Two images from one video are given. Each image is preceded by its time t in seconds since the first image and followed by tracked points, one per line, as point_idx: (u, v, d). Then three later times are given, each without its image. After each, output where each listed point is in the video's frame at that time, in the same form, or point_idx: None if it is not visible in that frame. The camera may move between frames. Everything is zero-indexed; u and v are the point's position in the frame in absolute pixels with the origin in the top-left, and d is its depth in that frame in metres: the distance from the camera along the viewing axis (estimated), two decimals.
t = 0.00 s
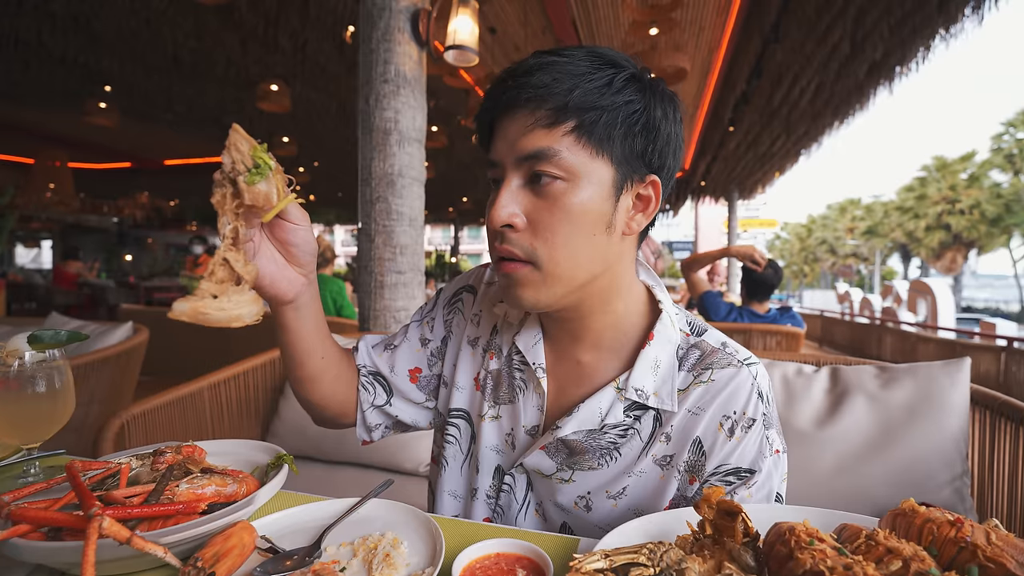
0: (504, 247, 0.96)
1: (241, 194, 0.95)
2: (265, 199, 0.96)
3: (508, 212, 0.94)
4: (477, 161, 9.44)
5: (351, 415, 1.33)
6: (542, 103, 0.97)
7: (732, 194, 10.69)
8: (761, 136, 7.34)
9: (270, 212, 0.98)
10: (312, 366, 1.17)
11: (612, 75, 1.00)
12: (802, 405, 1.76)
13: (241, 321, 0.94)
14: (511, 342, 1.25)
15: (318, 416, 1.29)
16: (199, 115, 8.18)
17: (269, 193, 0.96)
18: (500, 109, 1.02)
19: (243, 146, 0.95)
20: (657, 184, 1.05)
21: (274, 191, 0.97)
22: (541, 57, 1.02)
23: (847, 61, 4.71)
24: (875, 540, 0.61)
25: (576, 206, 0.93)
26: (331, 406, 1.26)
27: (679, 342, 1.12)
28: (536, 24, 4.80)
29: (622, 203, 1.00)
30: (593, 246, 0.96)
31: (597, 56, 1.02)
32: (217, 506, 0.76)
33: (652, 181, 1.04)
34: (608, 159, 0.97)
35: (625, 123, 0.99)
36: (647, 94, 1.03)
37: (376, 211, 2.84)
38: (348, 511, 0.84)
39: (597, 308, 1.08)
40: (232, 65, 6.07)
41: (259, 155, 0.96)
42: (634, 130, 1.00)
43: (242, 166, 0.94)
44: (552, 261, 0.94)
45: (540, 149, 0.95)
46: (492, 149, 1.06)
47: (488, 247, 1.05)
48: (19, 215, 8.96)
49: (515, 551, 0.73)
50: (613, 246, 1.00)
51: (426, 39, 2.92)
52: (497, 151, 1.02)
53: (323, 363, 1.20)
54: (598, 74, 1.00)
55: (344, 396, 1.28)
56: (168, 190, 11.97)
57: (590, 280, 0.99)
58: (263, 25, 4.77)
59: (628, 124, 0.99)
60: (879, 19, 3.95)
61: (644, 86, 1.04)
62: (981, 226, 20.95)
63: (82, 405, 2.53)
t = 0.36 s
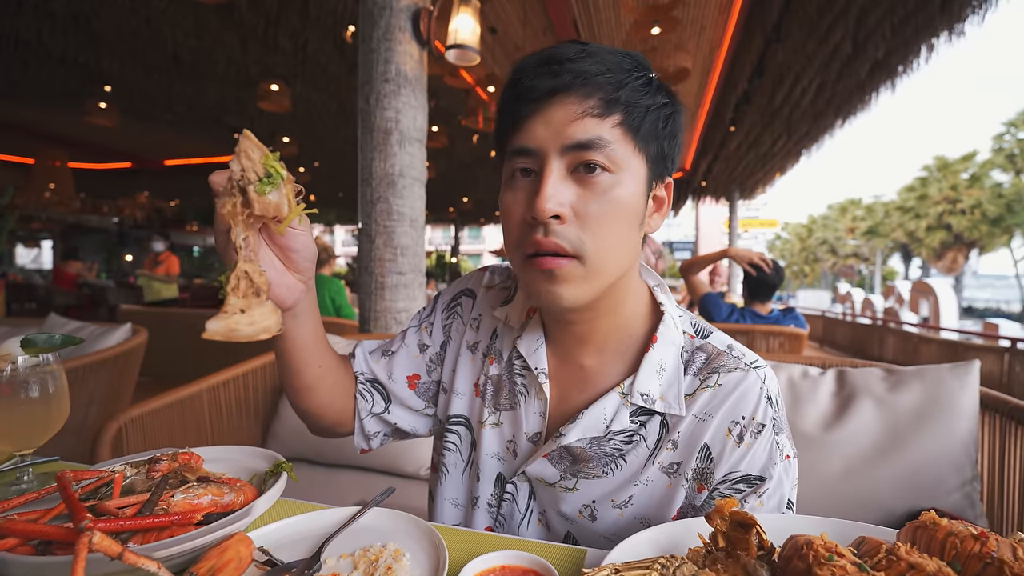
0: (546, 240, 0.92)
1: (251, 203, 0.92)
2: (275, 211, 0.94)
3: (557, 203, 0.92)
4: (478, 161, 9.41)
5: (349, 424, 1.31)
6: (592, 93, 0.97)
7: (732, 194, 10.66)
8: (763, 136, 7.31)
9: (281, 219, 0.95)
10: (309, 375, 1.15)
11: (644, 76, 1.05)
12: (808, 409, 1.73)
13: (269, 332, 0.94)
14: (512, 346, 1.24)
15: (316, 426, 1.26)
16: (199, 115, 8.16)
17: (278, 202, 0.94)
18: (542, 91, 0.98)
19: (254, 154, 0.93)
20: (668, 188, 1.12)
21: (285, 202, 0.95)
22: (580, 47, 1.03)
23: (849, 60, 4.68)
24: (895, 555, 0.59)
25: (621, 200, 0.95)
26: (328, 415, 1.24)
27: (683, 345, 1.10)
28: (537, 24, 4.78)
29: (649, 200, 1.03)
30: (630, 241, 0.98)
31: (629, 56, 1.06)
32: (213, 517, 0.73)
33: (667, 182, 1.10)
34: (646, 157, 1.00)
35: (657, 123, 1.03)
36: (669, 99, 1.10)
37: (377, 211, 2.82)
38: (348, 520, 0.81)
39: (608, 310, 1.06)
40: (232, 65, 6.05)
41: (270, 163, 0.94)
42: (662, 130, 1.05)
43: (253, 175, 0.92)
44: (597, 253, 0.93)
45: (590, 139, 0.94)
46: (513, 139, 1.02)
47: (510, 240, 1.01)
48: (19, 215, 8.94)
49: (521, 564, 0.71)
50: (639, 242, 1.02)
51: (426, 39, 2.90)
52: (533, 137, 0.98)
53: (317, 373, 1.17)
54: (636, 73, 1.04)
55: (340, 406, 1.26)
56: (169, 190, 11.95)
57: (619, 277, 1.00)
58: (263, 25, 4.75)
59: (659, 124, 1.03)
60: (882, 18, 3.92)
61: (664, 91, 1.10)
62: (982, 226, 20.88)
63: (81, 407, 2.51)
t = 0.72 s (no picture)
0: (565, 241, 0.92)
1: (259, 217, 0.93)
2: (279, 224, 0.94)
3: (577, 203, 0.92)
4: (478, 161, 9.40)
5: (349, 432, 1.29)
6: (612, 92, 0.96)
7: (733, 194, 10.65)
8: (763, 136, 7.30)
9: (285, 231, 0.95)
10: (308, 383, 1.14)
11: (657, 79, 1.05)
12: (811, 411, 1.71)
13: (256, 350, 0.92)
14: (511, 350, 1.23)
15: (315, 434, 1.25)
16: (199, 116, 8.15)
17: (284, 216, 0.95)
18: (562, 87, 0.96)
19: (260, 167, 0.93)
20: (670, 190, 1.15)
21: (292, 215, 0.96)
22: (597, 45, 1.03)
23: (851, 60, 4.66)
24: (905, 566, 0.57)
25: (637, 201, 0.96)
26: (328, 423, 1.23)
27: (683, 347, 1.09)
28: (538, 24, 4.77)
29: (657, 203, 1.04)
30: (642, 242, 0.99)
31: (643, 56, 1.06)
32: (209, 525, 0.72)
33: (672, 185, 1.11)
34: (659, 158, 1.01)
35: (670, 127, 1.04)
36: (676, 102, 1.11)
37: (376, 212, 2.80)
38: (347, 526, 0.80)
39: (612, 312, 1.06)
40: (231, 65, 6.04)
41: (277, 177, 0.94)
42: (672, 134, 1.06)
43: (260, 189, 0.92)
44: (614, 254, 0.94)
45: (611, 139, 0.94)
46: (527, 135, 0.99)
47: (521, 240, 0.99)
48: (19, 216, 8.94)
49: (522, 571, 0.70)
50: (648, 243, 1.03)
51: (426, 39, 2.88)
52: (551, 134, 0.96)
53: (318, 379, 1.16)
54: (651, 74, 1.04)
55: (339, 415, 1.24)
56: (169, 190, 11.95)
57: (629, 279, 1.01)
58: (263, 25, 4.74)
59: (672, 128, 1.04)
60: (883, 18, 3.91)
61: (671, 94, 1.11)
62: (982, 226, 20.83)
63: (80, 408, 2.50)
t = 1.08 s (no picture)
0: (533, 250, 0.92)
1: (281, 224, 0.90)
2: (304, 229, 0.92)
3: (542, 213, 0.91)
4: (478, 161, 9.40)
5: (349, 433, 1.29)
6: (581, 98, 0.95)
7: (733, 194, 10.66)
8: (762, 136, 7.30)
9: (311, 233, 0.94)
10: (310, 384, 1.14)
11: (639, 78, 1.03)
12: (810, 412, 1.72)
13: (274, 353, 0.88)
14: (508, 352, 1.23)
15: (313, 435, 1.25)
16: (200, 116, 8.16)
17: (309, 221, 0.92)
18: (529, 98, 0.97)
19: (280, 175, 0.89)
20: (667, 189, 1.10)
21: (314, 221, 0.93)
22: (570, 49, 1.01)
23: (851, 60, 4.66)
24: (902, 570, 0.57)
25: (610, 207, 0.93)
26: (328, 425, 1.23)
27: (680, 348, 1.09)
28: (538, 24, 4.76)
29: (642, 206, 1.02)
30: (621, 248, 0.96)
31: (624, 57, 1.04)
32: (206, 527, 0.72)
33: (665, 186, 1.08)
34: (638, 161, 0.99)
35: (652, 127, 1.02)
36: (667, 99, 1.07)
37: (376, 213, 2.80)
38: (344, 528, 0.80)
39: (604, 314, 1.05)
40: (231, 66, 6.04)
41: (298, 184, 0.91)
42: (658, 134, 1.03)
43: (282, 196, 0.89)
44: (585, 263, 0.93)
45: (579, 147, 0.93)
46: (505, 144, 1.00)
47: (500, 247, 1.01)
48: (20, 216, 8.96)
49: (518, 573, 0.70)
50: (633, 247, 1.01)
51: (426, 39, 2.88)
52: (521, 144, 0.96)
53: (318, 382, 1.16)
54: (628, 75, 1.01)
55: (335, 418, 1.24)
56: (170, 190, 11.96)
57: (610, 286, 0.99)
58: (263, 25, 4.74)
59: (654, 129, 1.01)
60: (883, 17, 3.91)
61: (663, 90, 1.08)
62: (983, 226, 20.79)
63: (79, 409, 2.50)
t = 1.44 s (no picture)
0: (508, 249, 0.93)
1: (333, 250, 0.90)
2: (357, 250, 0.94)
3: (517, 212, 0.92)
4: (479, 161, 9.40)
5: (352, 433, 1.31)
6: (555, 101, 0.96)
7: (733, 194, 10.66)
8: (762, 136, 7.31)
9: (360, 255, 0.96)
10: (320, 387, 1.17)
11: (621, 78, 1.03)
12: (809, 412, 1.72)
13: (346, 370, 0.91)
14: (506, 351, 1.24)
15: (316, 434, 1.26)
16: (201, 116, 8.17)
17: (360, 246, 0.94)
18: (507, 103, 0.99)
19: (331, 203, 0.91)
20: (659, 190, 1.08)
21: (363, 245, 0.94)
22: (550, 54, 1.03)
23: (851, 60, 4.65)
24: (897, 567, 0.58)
25: (585, 206, 0.93)
26: (329, 424, 1.23)
27: (675, 348, 1.10)
28: (538, 24, 4.77)
29: (628, 206, 1.01)
30: (599, 249, 0.95)
31: (606, 58, 1.05)
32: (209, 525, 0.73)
33: (655, 186, 1.06)
34: (619, 161, 0.98)
35: (634, 127, 1.01)
36: (652, 99, 1.06)
37: (376, 213, 2.81)
38: (346, 526, 0.81)
39: (594, 314, 1.06)
40: (232, 66, 6.05)
41: (347, 212, 0.93)
42: (642, 133, 1.02)
43: (333, 224, 0.90)
44: (559, 262, 0.92)
45: (553, 149, 0.94)
46: (492, 148, 1.03)
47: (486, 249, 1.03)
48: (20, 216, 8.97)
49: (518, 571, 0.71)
50: (619, 247, 1.00)
51: (426, 40, 2.89)
52: (502, 148, 0.99)
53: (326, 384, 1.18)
54: (608, 77, 1.01)
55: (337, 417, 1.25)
56: (170, 190, 11.98)
57: (591, 286, 0.98)
58: (263, 26, 4.75)
59: (635, 128, 1.00)
60: (883, 18, 3.91)
61: (650, 90, 1.07)
62: (983, 226, 20.78)
63: (80, 409, 2.51)
